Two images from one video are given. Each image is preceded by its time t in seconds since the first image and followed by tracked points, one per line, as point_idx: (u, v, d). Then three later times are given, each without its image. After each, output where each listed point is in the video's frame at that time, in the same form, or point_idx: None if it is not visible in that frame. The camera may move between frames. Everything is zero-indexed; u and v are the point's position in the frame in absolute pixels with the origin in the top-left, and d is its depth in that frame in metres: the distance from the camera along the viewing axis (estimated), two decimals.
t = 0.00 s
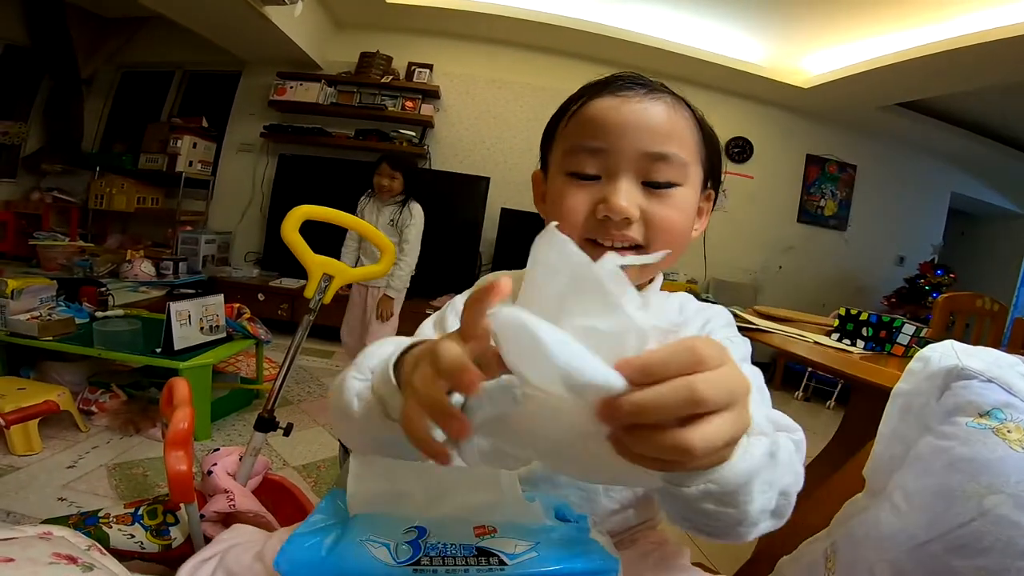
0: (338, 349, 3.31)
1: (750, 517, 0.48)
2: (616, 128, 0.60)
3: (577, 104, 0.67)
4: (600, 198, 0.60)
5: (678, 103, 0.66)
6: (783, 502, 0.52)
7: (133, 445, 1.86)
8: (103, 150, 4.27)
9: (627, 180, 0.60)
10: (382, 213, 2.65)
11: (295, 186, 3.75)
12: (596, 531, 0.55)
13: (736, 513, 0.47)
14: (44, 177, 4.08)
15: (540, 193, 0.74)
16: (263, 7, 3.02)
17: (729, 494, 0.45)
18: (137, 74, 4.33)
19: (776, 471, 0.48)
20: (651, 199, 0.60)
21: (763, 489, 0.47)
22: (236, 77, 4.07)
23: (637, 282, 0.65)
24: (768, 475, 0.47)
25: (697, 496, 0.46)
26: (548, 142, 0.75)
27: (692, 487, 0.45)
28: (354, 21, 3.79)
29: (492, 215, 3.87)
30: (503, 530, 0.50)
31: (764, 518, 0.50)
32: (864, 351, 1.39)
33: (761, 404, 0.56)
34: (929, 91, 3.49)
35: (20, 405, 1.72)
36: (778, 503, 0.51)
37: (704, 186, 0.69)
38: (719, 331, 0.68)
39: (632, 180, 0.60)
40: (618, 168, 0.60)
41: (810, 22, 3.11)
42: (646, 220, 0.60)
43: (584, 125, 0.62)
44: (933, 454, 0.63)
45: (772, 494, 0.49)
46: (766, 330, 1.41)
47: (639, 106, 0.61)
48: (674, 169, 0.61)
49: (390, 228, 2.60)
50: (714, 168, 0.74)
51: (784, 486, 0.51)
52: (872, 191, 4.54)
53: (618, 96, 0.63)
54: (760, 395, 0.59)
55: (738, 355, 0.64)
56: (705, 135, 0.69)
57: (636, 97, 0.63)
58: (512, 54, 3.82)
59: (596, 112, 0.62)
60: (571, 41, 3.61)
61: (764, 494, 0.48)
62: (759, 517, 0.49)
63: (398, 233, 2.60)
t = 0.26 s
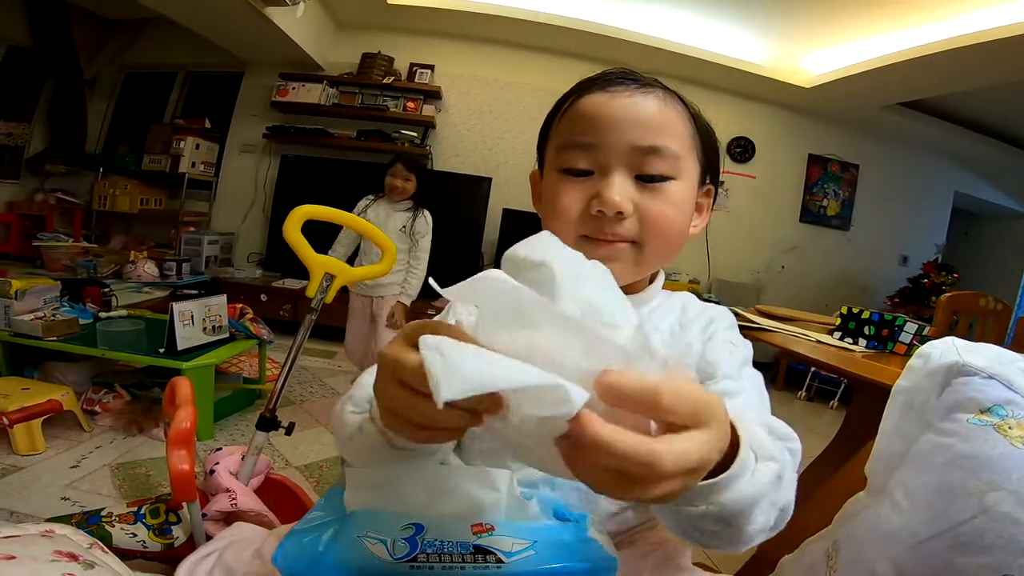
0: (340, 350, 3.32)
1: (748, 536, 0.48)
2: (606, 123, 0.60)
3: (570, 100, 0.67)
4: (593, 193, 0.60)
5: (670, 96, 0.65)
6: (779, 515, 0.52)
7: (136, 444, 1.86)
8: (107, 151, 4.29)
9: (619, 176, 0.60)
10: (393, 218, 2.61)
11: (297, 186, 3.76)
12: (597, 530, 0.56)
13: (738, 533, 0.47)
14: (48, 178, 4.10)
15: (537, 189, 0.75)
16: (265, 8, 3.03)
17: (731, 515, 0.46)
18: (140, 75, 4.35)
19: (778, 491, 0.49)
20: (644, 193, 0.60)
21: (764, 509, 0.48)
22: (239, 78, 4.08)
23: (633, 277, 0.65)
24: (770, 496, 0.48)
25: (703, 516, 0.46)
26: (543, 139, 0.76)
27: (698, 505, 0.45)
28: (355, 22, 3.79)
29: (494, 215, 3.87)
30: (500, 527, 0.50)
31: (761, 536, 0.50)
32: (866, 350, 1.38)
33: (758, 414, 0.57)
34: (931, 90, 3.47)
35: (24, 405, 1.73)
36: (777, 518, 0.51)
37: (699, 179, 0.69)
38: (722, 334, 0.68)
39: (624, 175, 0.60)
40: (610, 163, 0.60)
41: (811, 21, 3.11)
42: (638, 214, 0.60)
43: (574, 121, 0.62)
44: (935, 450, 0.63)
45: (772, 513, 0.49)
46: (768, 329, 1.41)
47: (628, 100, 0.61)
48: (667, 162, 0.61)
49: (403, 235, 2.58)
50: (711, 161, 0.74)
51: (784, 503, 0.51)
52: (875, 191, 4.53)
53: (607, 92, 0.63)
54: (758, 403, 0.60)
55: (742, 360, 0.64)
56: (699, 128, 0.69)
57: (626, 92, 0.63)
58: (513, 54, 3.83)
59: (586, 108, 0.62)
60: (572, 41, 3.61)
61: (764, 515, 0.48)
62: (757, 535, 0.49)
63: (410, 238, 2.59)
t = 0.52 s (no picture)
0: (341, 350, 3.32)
1: (731, 549, 0.48)
2: (616, 120, 0.60)
3: (580, 98, 0.66)
4: (601, 191, 0.60)
5: (682, 95, 0.65)
6: (769, 527, 0.52)
7: (138, 445, 1.86)
8: (108, 151, 4.29)
9: (628, 173, 0.60)
10: (399, 200, 2.59)
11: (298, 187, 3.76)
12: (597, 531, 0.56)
13: (721, 547, 0.47)
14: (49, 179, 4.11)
15: (545, 189, 0.75)
16: (265, 9, 3.03)
17: (713, 530, 0.45)
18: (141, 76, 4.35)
19: (763, 506, 0.49)
20: (653, 191, 0.60)
21: (749, 524, 0.47)
22: (239, 78, 4.08)
23: (641, 277, 0.65)
24: (756, 511, 0.48)
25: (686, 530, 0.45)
26: (553, 137, 0.76)
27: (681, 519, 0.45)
28: (355, 23, 3.80)
29: (495, 215, 3.87)
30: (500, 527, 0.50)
31: (746, 550, 0.50)
32: (868, 349, 1.38)
33: (758, 422, 0.57)
34: (932, 89, 3.47)
35: (26, 405, 1.73)
36: (764, 531, 0.51)
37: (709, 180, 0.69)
38: (730, 339, 0.68)
39: (633, 173, 0.60)
40: (620, 161, 0.60)
41: (812, 20, 3.10)
42: (647, 213, 0.60)
43: (584, 119, 0.62)
44: (937, 448, 0.62)
45: (758, 528, 0.49)
46: (769, 328, 1.40)
47: (640, 98, 0.61)
48: (677, 161, 0.61)
49: (409, 219, 2.58)
50: (722, 163, 0.74)
51: (771, 519, 0.51)
52: (877, 190, 4.52)
53: (618, 89, 0.62)
54: (760, 411, 0.60)
55: (747, 366, 0.65)
56: (710, 128, 0.69)
57: (638, 90, 0.62)
58: (514, 54, 3.83)
59: (596, 105, 0.62)
60: (572, 41, 3.61)
61: (749, 529, 0.48)
62: (741, 548, 0.49)
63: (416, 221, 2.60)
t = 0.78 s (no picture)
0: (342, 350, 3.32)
1: (720, 534, 0.49)
2: (622, 119, 0.60)
3: (586, 97, 0.67)
4: (605, 190, 0.60)
5: (688, 96, 0.65)
6: (761, 520, 0.52)
7: (139, 445, 1.87)
8: (109, 152, 4.30)
9: (632, 171, 0.60)
10: (384, 197, 2.58)
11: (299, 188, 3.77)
12: (598, 530, 0.55)
13: (708, 531, 0.47)
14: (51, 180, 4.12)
15: (549, 189, 0.75)
16: (265, 10, 3.04)
17: (698, 512, 0.46)
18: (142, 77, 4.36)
19: (752, 490, 0.48)
20: (657, 190, 0.60)
21: (736, 509, 0.48)
22: (240, 79, 4.09)
23: (644, 277, 0.66)
24: (744, 495, 0.48)
25: (669, 512, 0.46)
26: (558, 138, 0.76)
27: (666, 499, 0.45)
28: (355, 23, 3.80)
29: (495, 216, 3.88)
30: (499, 527, 0.49)
31: (737, 538, 0.50)
32: (868, 349, 1.38)
33: (755, 422, 0.57)
34: (932, 89, 3.47)
35: (27, 405, 1.74)
36: (755, 522, 0.52)
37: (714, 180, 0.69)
38: (731, 340, 0.69)
39: (637, 171, 0.60)
40: (624, 160, 0.60)
41: (811, 20, 3.10)
42: (650, 212, 0.60)
43: (590, 117, 0.62)
44: (937, 447, 0.62)
45: (746, 515, 0.49)
46: (770, 327, 1.40)
47: (646, 97, 0.61)
48: (681, 161, 0.61)
49: (393, 215, 2.55)
50: (727, 163, 0.74)
51: (763, 507, 0.51)
52: (877, 189, 4.52)
53: (624, 88, 0.62)
54: (759, 411, 0.60)
55: (747, 368, 0.65)
56: (716, 128, 0.69)
57: (645, 89, 0.62)
58: (514, 54, 3.83)
59: (602, 104, 0.62)
60: (572, 41, 3.61)
61: (737, 514, 0.48)
62: (731, 535, 0.49)
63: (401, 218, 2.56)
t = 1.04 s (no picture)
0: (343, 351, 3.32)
1: (756, 514, 0.52)
2: (624, 113, 0.60)
3: (588, 98, 0.67)
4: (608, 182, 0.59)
5: (691, 96, 0.66)
6: (781, 513, 0.56)
7: (141, 446, 1.86)
8: (110, 152, 4.30)
9: (636, 164, 0.59)
10: (382, 197, 2.58)
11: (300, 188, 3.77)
12: (603, 531, 0.55)
13: (746, 510, 0.51)
14: (51, 180, 4.13)
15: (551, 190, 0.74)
16: (266, 10, 3.04)
17: (744, 488, 0.50)
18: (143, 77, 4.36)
19: (781, 473, 0.54)
20: (661, 184, 0.59)
21: (770, 490, 0.52)
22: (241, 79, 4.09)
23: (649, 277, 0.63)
24: (777, 478, 0.53)
25: (716, 490, 0.50)
26: (561, 141, 0.76)
27: (709, 474, 0.50)
28: (356, 23, 3.80)
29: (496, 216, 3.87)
30: (504, 529, 0.50)
31: (763, 525, 0.54)
32: (871, 349, 1.38)
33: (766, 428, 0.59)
34: (933, 89, 3.46)
35: (29, 406, 1.74)
36: (776, 514, 0.55)
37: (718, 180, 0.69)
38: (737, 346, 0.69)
39: (641, 164, 0.59)
40: (627, 153, 0.59)
41: (812, 20, 3.10)
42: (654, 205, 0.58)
43: (592, 115, 0.63)
44: (944, 449, 0.62)
45: (775, 499, 0.53)
46: (772, 328, 1.40)
47: (648, 95, 0.62)
48: (684, 156, 0.61)
49: (393, 214, 2.55)
50: (729, 167, 0.74)
51: (786, 497, 0.56)
52: (879, 189, 4.51)
53: (626, 87, 0.63)
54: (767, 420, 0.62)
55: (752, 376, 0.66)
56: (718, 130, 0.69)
57: (647, 88, 0.63)
58: (515, 54, 3.83)
59: (604, 102, 0.63)
60: (573, 41, 3.61)
61: (770, 496, 0.52)
62: (761, 520, 0.53)
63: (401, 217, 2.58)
